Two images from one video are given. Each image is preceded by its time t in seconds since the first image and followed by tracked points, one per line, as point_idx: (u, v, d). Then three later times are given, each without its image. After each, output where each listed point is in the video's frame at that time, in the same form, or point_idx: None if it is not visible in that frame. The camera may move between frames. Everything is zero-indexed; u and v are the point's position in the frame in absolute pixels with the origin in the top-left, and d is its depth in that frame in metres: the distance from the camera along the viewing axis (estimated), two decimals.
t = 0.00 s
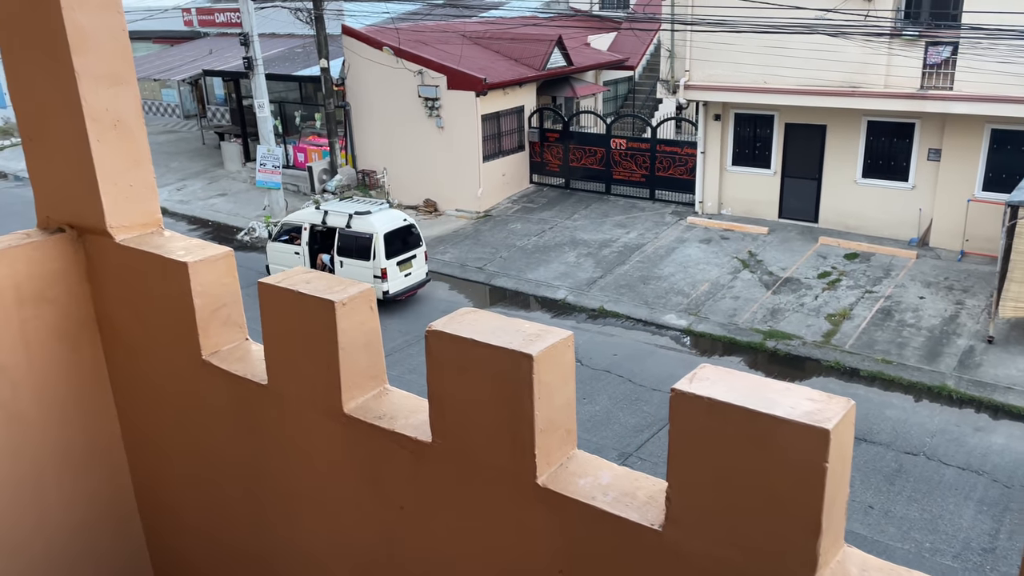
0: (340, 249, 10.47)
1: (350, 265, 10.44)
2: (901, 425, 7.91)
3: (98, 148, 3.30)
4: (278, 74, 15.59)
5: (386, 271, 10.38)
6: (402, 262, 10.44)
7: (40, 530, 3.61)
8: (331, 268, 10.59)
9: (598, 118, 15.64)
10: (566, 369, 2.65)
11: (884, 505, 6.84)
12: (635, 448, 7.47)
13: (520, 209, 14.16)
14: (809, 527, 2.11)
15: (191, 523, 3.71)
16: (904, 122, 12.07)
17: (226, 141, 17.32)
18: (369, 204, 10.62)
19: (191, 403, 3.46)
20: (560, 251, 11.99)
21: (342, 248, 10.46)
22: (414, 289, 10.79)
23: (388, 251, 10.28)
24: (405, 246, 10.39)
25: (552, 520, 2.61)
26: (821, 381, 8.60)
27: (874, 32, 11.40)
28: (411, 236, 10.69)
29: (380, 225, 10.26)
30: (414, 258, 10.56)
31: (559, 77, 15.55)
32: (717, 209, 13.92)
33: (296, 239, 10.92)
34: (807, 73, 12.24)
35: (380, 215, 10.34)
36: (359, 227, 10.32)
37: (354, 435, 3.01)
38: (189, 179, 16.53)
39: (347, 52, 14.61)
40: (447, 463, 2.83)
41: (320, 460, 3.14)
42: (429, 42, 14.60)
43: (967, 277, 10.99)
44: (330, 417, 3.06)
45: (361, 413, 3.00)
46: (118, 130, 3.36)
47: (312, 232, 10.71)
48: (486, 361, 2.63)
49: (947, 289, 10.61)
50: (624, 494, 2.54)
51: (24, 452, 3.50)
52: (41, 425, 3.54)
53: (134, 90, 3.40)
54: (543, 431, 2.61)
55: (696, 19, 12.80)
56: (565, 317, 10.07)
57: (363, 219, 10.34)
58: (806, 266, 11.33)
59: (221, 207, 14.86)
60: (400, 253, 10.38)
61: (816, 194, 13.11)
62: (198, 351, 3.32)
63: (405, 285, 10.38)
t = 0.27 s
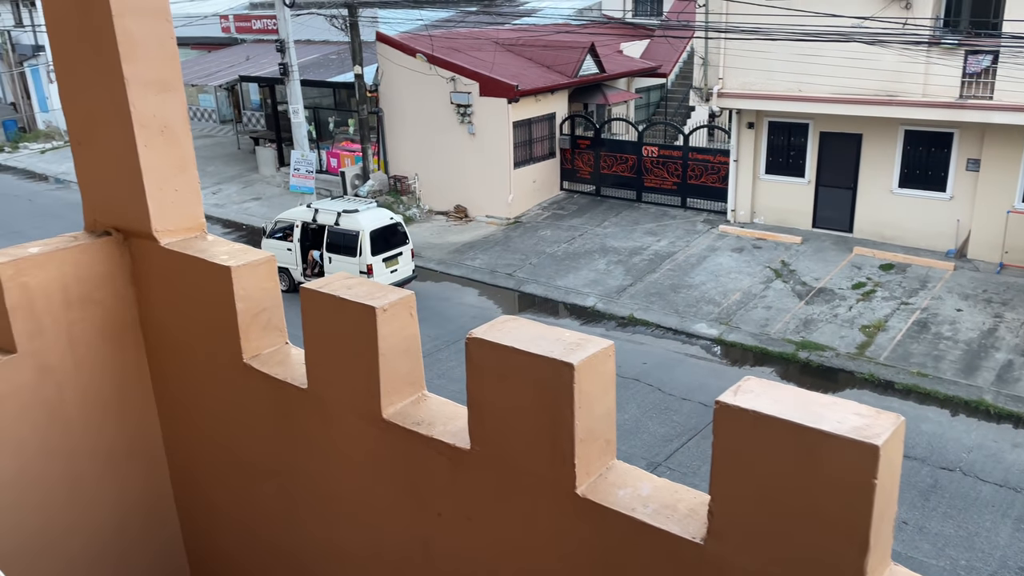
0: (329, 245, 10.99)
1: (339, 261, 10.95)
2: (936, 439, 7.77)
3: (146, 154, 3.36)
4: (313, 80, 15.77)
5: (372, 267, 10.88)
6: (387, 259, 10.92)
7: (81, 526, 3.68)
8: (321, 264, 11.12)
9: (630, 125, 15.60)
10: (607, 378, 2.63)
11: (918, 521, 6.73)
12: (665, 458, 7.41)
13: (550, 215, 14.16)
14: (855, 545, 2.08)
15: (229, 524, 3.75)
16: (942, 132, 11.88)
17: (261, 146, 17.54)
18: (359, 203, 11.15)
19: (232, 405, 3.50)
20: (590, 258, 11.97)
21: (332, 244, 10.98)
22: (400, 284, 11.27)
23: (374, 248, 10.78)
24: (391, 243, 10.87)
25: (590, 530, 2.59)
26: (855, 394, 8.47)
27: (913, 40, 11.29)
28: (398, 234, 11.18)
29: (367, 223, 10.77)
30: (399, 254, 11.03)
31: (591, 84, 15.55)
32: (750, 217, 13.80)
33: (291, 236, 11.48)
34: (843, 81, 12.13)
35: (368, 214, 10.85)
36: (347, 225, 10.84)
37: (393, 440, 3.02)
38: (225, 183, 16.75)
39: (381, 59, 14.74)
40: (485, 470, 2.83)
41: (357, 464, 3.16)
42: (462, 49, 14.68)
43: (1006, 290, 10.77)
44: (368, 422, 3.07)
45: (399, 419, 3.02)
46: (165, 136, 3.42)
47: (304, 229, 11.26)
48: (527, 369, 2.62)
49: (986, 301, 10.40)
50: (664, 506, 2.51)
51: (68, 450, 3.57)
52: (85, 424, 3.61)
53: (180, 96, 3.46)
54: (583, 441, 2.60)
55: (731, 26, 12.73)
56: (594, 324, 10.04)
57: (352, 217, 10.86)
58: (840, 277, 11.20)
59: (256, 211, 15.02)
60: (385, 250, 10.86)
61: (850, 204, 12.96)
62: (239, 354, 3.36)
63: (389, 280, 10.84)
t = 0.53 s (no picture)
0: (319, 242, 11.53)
1: (329, 258, 11.48)
2: (974, 456, 7.61)
3: (192, 160, 3.41)
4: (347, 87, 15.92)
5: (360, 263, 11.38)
6: (375, 256, 11.42)
7: (123, 525, 3.74)
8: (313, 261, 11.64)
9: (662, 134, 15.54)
10: (649, 389, 2.59)
11: (955, 540, 6.59)
12: (695, 469, 7.35)
13: (581, 223, 14.15)
14: (909, 565, 2.03)
15: (267, 527, 3.78)
16: (983, 143, 11.68)
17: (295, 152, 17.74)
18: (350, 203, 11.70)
19: (272, 409, 3.53)
20: (620, 267, 11.93)
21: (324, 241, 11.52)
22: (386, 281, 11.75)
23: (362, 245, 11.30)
24: (378, 241, 11.38)
25: (631, 543, 2.56)
26: (890, 408, 8.33)
27: (953, 50, 11.13)
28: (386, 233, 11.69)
29: (357, 221, 11.30)
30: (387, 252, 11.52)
31: (624, 92, 15.52)
32: (783, 228, 13.67)
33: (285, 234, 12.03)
34: (880, 91, 12.01)
35: (356, 213, 11.38)
36: (336, 223, 11.37)
37: (432, 447, 3.02)
38: (259, 188, 16.96)
39: (414, 66, 14.84)
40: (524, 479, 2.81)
41: (396, 471, 3.17)
42: (494, 57, 14.74)
43: None
44: (408, 428, 3.08)
45: (439, 426, 3.01)
46: (211, 142, 3.46)
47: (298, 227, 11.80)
48: (568, 379, 2.59)
49: None
50: (708, 520, 2.47)
51: (111, 449, 3.64)
52: (128, 424, 3.67)
53: (226, 102, 3.50)
54: (625, 452, 2.56)
55: (766, 35, 12.64)
56: (625, 333, 9.99)
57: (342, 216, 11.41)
58: (875, 289, 11.04)
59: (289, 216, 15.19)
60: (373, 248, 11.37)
61: (887, 215, 12.79)
62: (280, 358, 3.39)
63: (376, 276, 11.33)
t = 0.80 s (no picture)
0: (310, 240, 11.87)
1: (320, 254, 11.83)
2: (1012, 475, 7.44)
3: (236, 167, 3.46)
4: (380, 96, 16.06)
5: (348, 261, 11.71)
6: (363, 254, 11.74)
7: (160, 526, 3.79)
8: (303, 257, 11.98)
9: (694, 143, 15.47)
10: (691, 402, 2.54)
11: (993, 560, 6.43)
12: (724, 482, 7.27)
13: (610, 232, 14.12)
14: None
15: (302, 532, 3.81)
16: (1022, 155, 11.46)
17: (328, 159, 17.93)
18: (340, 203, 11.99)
19: (310, 414, 3.55)
20: (650, 276, 11.88)
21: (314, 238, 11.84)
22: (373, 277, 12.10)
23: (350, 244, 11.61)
24: (366, 240, 11.65)
25: (670, 557, 2.50)
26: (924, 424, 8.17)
27: (992, 61, 10.95)
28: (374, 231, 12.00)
29: (346, 221, 11.60)
30: (375, 251, 11.82)
31: (656, 102, 15.48)
32: (816, 239, 13.53)
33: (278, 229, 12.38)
34: (916, 101, 11.85)
35: (346, 212, 11.65)
36: (326, 222, 11.68)
37: (470, 457, 3.01)
38: (292, 195, 17.15)
39: (447, 75, 14.94)
40: (562, 490, 2.77)
41: (433, 478, 3.16)
42: (526, 66, 14.80)
43: None
44: (446, 436, 3.07)
45: (477, 435, 3.00)
46: (254, 149, 3.51)
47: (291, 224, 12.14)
48: (608, 390, 2.55)
49: None
50: (750, 536, 2.40)
51: (151, 452, 3.68)
52: (167, 427, 3.72)
53: (270, 110, 3.54)
54: (667, 466, 2.51)
55: (800, 44, 12.55)
56: (654, 343, 9.92)
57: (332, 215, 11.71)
58: (911, 302, 10.88)
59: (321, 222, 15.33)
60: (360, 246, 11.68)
61: (923, 228, 12.60)
62: (319, 364, 3.42)
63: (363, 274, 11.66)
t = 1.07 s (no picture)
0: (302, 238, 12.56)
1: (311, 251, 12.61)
2: None
3: (275, 175, 3.50)
4: (410, 104, 16.19)
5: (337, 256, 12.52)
6: (352, 250, 12.53)
7: (193, 528, 3.81)
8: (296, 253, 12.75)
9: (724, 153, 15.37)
10: (731, 416, 2.49)
11: None
12: (752, 495, 7.19)
13: (639, 242, 14.07)
14: None
15: (336, 539, 3.82)
16: None
17: (358, 167, 18.08)
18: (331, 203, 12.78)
19: (345, 421, 3.56)
20: (678, 286, 11.82)
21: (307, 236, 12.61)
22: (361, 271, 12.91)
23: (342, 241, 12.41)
24: (355, 238, 12.45)
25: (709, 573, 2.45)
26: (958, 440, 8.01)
27: None
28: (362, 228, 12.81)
29: (338, 220, 12.38)
30: (363, 248, 12.64)
31: (685, 111, 15.42)
32: (848, 251, 13.35)
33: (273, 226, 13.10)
34: (952, 111, 11.72)
35: (336, 212, 12.42)
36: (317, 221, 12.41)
37: (504, 467, 2.98)
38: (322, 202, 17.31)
39: (477, 84, 15.02)
40: (598, 502, 2.73)
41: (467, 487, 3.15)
42: (555, 75, 14.84)
43: None
44: (480, 445, 3.06)
45: (511, 445, 2.98)
46: (293, 157, 3.55)
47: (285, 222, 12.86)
48: (646, 402, 2.51)
49: None
50: (790, 553, 2.33)
51: (187, 456, 3.72)
52: (204, 431, 3.76)
53: (309, 120, 3.58)
54: (705, 480, 2.46)
55: (832, 54, 12.47)
56: (682, 354, 9.86)
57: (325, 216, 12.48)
58: (945, 315, 10.70)
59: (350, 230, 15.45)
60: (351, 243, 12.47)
61: (957, 240, 12.40)
62: (354, 372, 3.44)
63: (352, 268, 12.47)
